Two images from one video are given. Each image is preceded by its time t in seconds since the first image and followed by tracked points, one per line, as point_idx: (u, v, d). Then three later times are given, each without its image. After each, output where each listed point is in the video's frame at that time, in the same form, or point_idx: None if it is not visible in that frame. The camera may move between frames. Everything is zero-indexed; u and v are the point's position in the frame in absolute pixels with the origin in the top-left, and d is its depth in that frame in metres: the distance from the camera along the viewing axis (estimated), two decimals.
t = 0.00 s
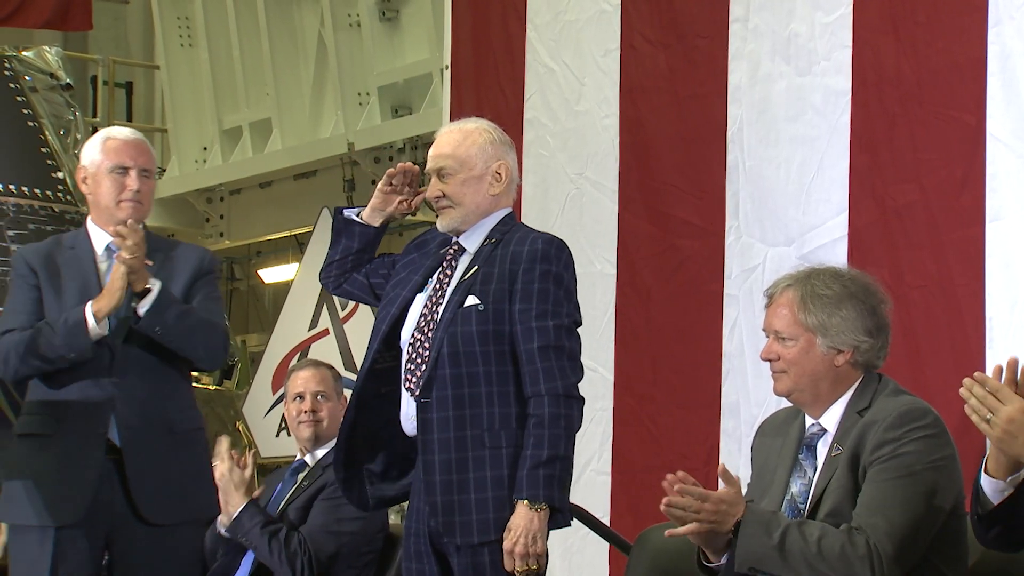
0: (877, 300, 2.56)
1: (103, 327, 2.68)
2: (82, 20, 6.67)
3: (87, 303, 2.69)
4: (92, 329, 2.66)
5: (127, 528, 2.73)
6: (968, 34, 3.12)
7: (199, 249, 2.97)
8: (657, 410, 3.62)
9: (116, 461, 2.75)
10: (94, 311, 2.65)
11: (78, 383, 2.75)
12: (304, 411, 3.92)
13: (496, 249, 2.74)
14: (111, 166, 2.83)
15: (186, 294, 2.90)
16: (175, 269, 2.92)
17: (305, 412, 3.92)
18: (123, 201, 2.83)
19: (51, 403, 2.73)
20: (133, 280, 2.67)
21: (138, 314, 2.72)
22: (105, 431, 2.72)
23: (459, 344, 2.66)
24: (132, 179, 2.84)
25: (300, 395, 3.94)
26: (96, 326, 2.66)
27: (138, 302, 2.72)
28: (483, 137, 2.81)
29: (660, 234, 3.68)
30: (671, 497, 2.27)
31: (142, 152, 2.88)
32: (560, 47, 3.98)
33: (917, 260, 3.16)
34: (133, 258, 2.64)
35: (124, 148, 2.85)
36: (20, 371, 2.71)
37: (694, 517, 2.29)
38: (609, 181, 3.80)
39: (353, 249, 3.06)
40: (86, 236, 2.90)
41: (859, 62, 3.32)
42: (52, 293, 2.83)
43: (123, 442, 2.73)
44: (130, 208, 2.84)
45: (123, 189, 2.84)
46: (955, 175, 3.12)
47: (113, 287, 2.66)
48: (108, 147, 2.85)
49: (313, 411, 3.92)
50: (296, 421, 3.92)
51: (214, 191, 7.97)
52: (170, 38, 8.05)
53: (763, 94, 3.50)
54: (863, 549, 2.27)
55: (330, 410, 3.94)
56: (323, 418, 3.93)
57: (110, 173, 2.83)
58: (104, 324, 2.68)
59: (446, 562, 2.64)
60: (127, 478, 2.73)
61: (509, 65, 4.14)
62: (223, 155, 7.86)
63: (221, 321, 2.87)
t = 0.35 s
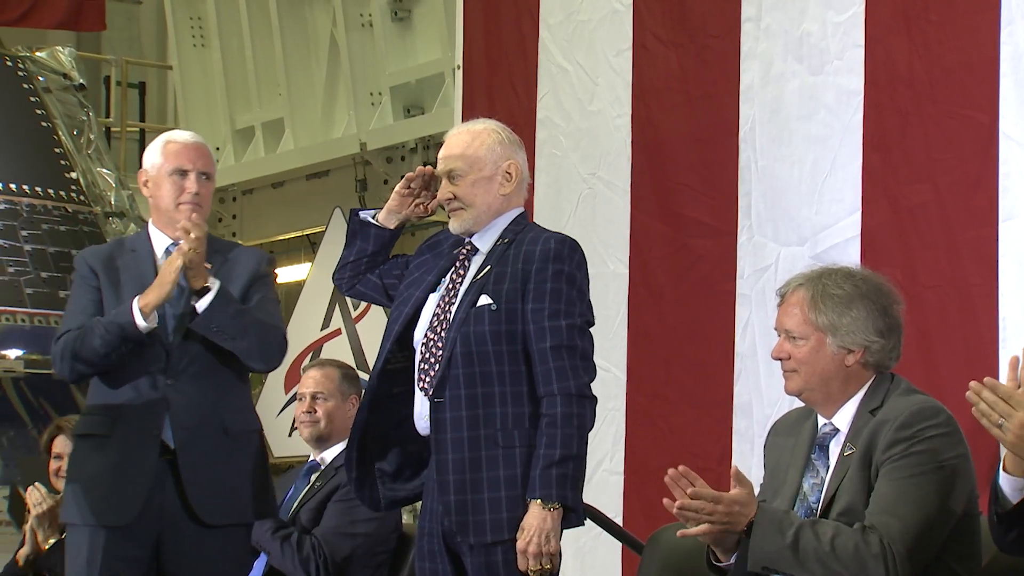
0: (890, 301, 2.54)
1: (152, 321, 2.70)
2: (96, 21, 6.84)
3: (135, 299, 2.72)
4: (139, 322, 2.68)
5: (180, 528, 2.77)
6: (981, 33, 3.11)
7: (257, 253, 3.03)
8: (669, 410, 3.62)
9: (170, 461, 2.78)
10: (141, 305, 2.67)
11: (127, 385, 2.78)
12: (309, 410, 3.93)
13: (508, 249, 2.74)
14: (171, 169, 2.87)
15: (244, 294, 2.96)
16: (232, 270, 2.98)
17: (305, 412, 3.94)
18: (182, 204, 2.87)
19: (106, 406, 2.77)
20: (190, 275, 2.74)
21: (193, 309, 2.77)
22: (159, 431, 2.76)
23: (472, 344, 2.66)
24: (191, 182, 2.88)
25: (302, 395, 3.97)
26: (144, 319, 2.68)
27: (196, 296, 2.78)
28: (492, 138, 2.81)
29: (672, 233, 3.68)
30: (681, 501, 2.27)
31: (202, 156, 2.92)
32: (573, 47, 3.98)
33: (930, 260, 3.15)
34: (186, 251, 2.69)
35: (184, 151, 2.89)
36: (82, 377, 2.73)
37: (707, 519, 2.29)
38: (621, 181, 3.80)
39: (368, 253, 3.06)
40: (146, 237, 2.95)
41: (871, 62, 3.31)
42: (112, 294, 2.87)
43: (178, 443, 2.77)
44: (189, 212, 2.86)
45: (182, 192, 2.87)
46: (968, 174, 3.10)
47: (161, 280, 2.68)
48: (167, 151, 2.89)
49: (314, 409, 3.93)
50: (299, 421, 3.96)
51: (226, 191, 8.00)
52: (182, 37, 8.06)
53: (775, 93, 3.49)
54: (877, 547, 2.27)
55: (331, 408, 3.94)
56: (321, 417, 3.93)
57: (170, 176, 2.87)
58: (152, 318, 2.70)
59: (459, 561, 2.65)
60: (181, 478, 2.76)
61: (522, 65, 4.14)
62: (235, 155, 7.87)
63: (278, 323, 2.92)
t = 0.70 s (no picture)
0: (900, 301, 2.53)
1: (163, 314, 2.71)
2: (106, 19, 6.94)
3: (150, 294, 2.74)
4: (151, 317, 2.70)
5: (191, 527, 2.77)
6: (990, 32, 3.10)
7: (279, 255, 3.04)
8: (679, 410, 3.62)
9: (186, 459, 2.79)
10: (152, 300, 2.69)
11: (140, 383, 2.80)
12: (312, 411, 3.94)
13: (517, 249, 2.74)
14: (197, 170, 2.88)
15: (265, 295, 2.96)
16: (255, 272, 2.98)
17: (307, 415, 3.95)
18: (207, 203, 2.87)
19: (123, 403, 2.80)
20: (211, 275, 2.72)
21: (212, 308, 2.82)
22: (176, 427, 2.77)
23: (481, 344, 2.66)
24: (217, 182, 2.88)
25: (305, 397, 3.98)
26: (155, 313, 2.70)
27: (213, 296, 2.82)
28: (499, 138, 2.81)
29: (682, 232, 3.67)
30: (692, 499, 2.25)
31: (229, 158, 2.93)
32: (582, 47, 3.98)
33: (939, 259, 3.14)
34: (205, 251, 2.67)
35: (212, 152, 2.90)
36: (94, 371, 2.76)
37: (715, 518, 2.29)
38: (630, 181, 3.80)
39: (376, 253, 3.06)
40: (170, 237, 2.97)
41: (880, 61, 3.30)
42: (134, 290, 2.89)
43: (193, 440, 2.77)
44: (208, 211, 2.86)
45: (207, 193, 2.87)
46: (978, 174, 3.09)
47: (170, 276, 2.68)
48: (194, 152, 2.90)
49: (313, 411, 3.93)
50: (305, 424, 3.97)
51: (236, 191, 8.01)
52: (191, 37, 8.07)
53: (784, 93, 3.49)
54: (886, 545, 2.26)
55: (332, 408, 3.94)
56: (322, 418, 3.93)
57: (196, 177, 2.88)
58: (164, 312, 2.71)
59: (467, 561, 2.64)
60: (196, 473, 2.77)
61: (532, 65, 4.15)
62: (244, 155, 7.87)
63: (299, 323, 2.93)
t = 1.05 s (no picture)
0: (904, 301, 2.53)
1: (152, 308, 2.71)
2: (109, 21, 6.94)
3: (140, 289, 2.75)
4: (140, 311, 2.71)
5: (191, 526, 2.77)
6: (992, 31, 3.09)
7: (276, 253, 3.05)
8: (681, 410, 3.62)
9: (184, 457, 2.79)
10: (140, 294, 2.70)
11: (138, 382, 2.81)
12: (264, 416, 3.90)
13: (519, 249, 2.74)
14: (194, 170, 2.88)
15: (265, 290, 2.96)
16: (254, 268, 2.99)
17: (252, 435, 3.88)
18: (203, 203, 2.86)
19: (121, 403, 2.80)
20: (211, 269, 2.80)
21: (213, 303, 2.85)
22: (174, 426, 2.77)
23: (483, 344, 2.66)
24: (213, 182, 2.88)
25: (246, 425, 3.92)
26: (143, 307, 2.71)
27: (217, 291, 2.86)
28: (501, 138, 2.81)
29: (685, 233, 3.67)
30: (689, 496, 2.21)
31: (226, 157, 2.93)
32: (584, 47, 3.99)
33: (941, 259, 3.13)
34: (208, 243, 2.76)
35: (209, 152, 2.91)
36: (95, 369, 2.76)
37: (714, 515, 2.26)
38: (632, 181, 3.80)
39: (378, 252, 3.06)
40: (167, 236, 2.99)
41: (881, 60, 3.30)
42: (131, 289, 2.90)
43: (191, 438, 2.78)
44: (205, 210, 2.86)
45: (203, 192, 2.87)
46: (980, 174, 3.08)
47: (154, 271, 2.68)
48: (191, 152, 2.91)
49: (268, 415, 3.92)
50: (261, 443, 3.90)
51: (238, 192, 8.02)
52: (195, 37, 8.08)
53: (786, 92, 3.49)
54: (887, 545, 2.26)
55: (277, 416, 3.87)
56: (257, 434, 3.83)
57: (193, 177, 2.88)
58: (152, 305, 2.72)
59: (469, 561, 2.65)
60: (193, 473, 2.77)
61: (534, 65, 4.15)
62: (247, 155, 7.88)
63: (296, 320, 2.94)
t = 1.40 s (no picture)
0: (905, 301, 2.53)
1: (142, 307, 2.71)
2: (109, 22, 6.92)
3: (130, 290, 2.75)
4: (129, 310, 2.71)
5: (188, 525, 2.78)
6: (991, 31, 3.09)
7: (275, 253, 3.05)
8: (681, 410, 3.62)
9: (181, 457, 2.80)
10: (131, 294, 2.70)
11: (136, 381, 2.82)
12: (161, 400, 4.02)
13: (519, 249, 2.75)
14: (190, 170, 2.89)
15: (263, 287, 2.97)
16: (252, 268, 2.99)
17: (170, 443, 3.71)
18: (200, 203, 2.87)
19: (120, 402, 2.81)
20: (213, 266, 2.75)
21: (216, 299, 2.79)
22: (172, 425, 2.78)
23: (484, 345, 2.66)
24: (209, 183, 2.89)
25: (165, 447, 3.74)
26: (133, 306, 2.71)
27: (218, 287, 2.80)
28: (500, 138, 2.81)
29: (685, 232, 3.67)
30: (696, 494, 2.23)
31: (222, 157, 2.93)
32: (584, 47, 3.99)
33: (941, 259, 3.13)
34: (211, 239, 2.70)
35: (205, 152, 2.91)
36: (88, 369, 2.76)
37: (720, 513, 2.28)
38: (632, 181, 3.80)
39: (378, 252, 3.07)
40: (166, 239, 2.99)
41: (881, 60, 3.30)
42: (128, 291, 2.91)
43: (189, 437, 2.78)
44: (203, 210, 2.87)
45: (201, 192, 2.88)
46: (980, 174, 3.08)
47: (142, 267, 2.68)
48: (187, 152, 2.91)
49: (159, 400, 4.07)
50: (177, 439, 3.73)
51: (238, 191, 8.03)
52: (195, 37, 8.08)
53: (786, 92, 3.49)
54: (889, 546, 2.25)
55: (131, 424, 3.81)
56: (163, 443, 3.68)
57: (189, 177, 2.88)
58: (142, 305, 2.71)
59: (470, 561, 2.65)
60: (191, 473, 2.77)
61: (534, 65, 4.16)
62: (247, 155, 7.88)
63: (295, 317, 2.93)
